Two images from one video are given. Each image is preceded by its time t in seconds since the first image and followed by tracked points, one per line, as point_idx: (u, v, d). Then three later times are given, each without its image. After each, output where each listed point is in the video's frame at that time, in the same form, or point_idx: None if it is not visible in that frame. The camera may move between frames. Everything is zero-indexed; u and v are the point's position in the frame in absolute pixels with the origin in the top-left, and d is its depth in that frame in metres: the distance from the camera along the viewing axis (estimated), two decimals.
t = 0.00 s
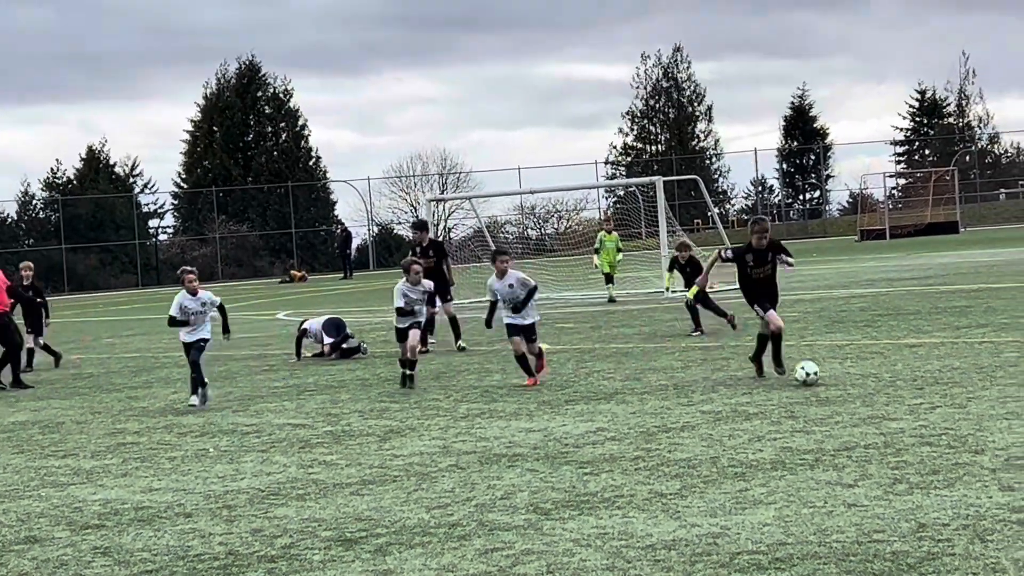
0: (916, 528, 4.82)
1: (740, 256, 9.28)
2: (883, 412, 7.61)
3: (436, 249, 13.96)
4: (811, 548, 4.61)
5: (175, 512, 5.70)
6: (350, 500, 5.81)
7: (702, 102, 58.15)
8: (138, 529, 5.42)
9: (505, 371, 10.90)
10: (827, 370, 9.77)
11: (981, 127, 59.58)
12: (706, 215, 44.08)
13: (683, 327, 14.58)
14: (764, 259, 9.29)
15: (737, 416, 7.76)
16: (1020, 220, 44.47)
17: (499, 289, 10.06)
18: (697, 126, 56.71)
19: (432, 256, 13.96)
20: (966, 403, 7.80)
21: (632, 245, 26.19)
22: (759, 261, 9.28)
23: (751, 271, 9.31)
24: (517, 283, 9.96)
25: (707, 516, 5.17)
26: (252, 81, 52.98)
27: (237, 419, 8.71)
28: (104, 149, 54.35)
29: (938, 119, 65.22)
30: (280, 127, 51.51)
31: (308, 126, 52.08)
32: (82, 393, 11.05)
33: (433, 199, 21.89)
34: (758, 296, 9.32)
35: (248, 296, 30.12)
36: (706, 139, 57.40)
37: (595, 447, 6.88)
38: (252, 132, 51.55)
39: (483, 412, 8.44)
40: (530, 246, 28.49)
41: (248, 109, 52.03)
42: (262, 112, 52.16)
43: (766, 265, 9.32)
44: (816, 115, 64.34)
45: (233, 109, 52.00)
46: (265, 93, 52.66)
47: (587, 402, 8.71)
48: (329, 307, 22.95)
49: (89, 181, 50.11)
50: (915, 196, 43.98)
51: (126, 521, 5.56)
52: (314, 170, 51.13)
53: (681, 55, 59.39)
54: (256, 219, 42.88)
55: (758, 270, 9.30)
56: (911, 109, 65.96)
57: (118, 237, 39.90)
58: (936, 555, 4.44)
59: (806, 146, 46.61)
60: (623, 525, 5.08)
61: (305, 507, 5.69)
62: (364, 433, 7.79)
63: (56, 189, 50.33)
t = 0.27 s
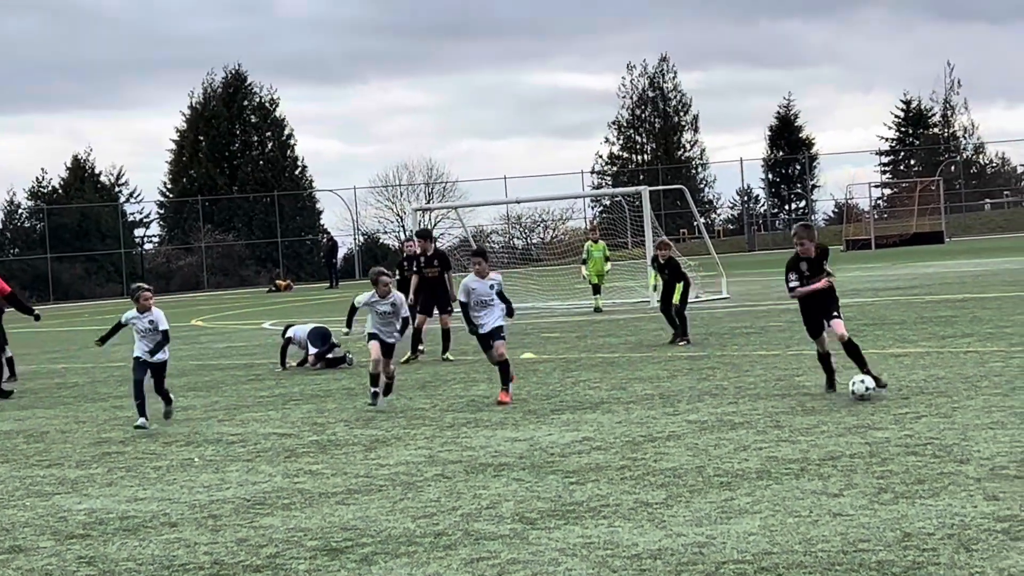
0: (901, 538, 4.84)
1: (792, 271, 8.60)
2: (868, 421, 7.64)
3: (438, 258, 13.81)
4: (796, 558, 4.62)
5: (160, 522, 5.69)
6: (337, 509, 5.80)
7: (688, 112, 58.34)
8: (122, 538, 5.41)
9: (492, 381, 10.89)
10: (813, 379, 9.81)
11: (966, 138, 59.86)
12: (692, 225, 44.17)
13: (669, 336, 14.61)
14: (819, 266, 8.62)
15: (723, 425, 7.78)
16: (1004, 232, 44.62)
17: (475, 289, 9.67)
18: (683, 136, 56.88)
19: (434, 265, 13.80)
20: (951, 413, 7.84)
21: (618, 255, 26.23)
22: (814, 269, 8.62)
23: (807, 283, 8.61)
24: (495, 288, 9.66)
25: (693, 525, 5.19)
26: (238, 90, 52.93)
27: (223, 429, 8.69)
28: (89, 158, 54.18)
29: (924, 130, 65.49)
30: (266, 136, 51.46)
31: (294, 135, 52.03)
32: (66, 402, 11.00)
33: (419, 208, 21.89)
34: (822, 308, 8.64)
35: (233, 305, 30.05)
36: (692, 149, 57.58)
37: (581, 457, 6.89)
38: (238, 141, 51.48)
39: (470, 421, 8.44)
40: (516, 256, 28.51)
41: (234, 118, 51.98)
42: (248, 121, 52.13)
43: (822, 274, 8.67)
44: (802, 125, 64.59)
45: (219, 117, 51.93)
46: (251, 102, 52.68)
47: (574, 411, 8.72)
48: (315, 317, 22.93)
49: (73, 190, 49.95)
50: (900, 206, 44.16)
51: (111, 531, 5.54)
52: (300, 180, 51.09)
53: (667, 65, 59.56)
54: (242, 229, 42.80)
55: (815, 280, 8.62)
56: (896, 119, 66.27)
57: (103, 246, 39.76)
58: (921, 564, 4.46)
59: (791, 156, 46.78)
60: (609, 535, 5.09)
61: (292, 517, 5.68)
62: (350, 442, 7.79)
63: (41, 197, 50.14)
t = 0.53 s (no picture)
0: (890, 543, 4.85)
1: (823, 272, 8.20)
2: (858, 427, 7.66)
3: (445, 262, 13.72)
4: (785, 563, 4.63)
5: (149, 527, 5.67)
6: (326, 514, 5.80)
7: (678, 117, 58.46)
8: (111, 543, 5.39)
9: (483, 386, 10.89)
10: (802, 384, 9.83)
11: (955, 143, 60.11)
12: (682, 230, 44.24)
13: (659, 341, 14.63)
14: (851, 273, 8.08)
15: (713, 431, 7.79)
16: (993, 236, 44.84)
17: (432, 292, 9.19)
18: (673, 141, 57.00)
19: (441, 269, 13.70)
20: (940, 418, 7.86)
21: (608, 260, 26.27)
22: (845, 276, 8.11)
23: (837, 289, 8.16)
24: (454, 288, 9.17)
25: (683, 531, 5.19)
26: (228, 95, 52.89)
27: (212, 434, 8.67)
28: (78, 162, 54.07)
29: (913, 135, 65.73)
30: (256, 141, 51.42)
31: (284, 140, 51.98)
32: (54, 407, 10.96)
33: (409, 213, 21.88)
34: (851, 318, 8.14)
35: (223, 310, 30.00)
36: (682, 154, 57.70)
37: (571, 462, 6.89)
38: (227, 145, 51.43)
39: (460, 426, 8.44)
40: (506, 261, 28.53)
41: (223, 123, 51.94)
42: (238, 125, 52.10)
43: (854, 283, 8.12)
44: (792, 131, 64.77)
45: (209, 122, 51.88)
46: (241, 106, 52.62)
47: (564, 416, 8.72)
48: (304, 322, 22.90)
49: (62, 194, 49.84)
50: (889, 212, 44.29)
51: (100, 536, 5.53)
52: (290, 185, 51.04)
53: (657, 70, 59.69)
54: (231, 233, 42.73)
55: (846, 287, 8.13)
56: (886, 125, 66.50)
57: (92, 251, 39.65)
58: (910, 569, 4.47)
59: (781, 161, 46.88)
60: (598, 540, 5.09)
61: (281, 522, 5.67)
62: (340, 447, 7.78)
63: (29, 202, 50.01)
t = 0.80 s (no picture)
0: (888, 542, 4.86)
1: (852, 277, 7.46)
2: (856, 425, 7.66)
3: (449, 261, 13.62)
4: (784, 562, 4.63)
5: (147, 526, 5.67)
6: (324, 512, 5.80)
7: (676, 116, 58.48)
8: (109, 541, 5.39)
9: (481, 384, 10.89)
10: (800, 384, 9.82)
11: (954, 143, 60.11)
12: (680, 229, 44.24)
13: (657, 339, 14.63)
14: (887, 270, 7.45)
15: (710, 429, 7.79)
16: (991, 235, 44.86)
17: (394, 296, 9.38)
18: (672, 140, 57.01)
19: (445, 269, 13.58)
20: (939, 416, 7.86)
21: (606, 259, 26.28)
22: (881, 273, 7.46)
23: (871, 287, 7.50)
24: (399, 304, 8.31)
25: (681, 529, 5.19)
26: (227, 93, 52.89)
27: (210, 433, 8.66)
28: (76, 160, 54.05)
29: (912, 134, 65.77)
30: (254, 139, 51.40)
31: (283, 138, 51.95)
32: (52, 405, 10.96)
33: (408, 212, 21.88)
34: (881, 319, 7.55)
35: (222, 308, 30.00)
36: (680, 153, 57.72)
37: (569, 461, 6.89)
38: (226, 143, 51.41)
39: (457, 425, 8.43)
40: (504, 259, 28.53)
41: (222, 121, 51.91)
42: (237, 124, 52.09)
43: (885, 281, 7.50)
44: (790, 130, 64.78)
45: (208, 120, 51.86)
46: (239, 105, 52.62)
47: (562, 415, 8.71)
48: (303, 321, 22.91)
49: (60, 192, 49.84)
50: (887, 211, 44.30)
51: (98, 534, 5.53)
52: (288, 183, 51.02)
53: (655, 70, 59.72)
54: (229, 232, 42.70)
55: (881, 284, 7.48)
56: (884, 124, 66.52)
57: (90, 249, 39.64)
58: (909, 569, 4.47)
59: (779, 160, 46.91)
60: (596, 538, 5.09)
61: (279, 521, 5.67)
62: (337, 445, 7.78)
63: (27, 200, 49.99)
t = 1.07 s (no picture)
0: (902, 531, 4.83)
1: (877, 255, 6.82)
2: (870, 415, 7.63)
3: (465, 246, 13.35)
4: (798, 551, 4.61)
5: (161, 512, 5.68)
6: (338, 500, 5.80)
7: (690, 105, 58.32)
8: (123, 528, 5.40)
9: (495, 373, 10.88)
10: (814, 373, 9.79)
11: (969, 132, 59.78)
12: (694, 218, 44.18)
13: (670, 329, 14.61)
14: (907, 258, 6.63)
15: (724, 418, 7.77)
16: (1006, 225, 44.66)
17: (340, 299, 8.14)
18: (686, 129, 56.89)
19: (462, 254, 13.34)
20: (954, 406, 7.82)
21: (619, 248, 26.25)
22: (901, 259, 6.67)
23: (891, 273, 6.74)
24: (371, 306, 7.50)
25: (695, 518, 5.18)
26: (242, 81, 52.96)
27: (225, 420, 8.67)
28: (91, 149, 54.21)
29: (926, 124, 65.48)
30: (269, 127, 51.44)
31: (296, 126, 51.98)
32: (68, 392, 11.00)
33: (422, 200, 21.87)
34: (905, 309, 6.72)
35: (236, 296, 30.08)
36: (693, 142, 57.57)
37: (582, 449, 6.87)
38: (240, 132, 51.49)
39: (471, 413, 8.43)
40: (518, 248, 28.51)
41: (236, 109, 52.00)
42: (251, 112, 52.16)
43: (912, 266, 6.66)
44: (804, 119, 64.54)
45: (222, 108, 51.96)
46: (254, 93, 52.70)
47: (575, 403, 8.70)
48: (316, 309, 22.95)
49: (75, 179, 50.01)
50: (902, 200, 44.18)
51: (113, 521, 5.54)
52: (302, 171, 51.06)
53: (669, 58, 59.57)
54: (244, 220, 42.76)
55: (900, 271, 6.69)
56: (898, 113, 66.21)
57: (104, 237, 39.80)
58: (923, 558, 4.45)
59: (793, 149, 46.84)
60: (610, 526, 5.08)
61: (292, 508, 5.68)
62: (351, 433, 7.79)
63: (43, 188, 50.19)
